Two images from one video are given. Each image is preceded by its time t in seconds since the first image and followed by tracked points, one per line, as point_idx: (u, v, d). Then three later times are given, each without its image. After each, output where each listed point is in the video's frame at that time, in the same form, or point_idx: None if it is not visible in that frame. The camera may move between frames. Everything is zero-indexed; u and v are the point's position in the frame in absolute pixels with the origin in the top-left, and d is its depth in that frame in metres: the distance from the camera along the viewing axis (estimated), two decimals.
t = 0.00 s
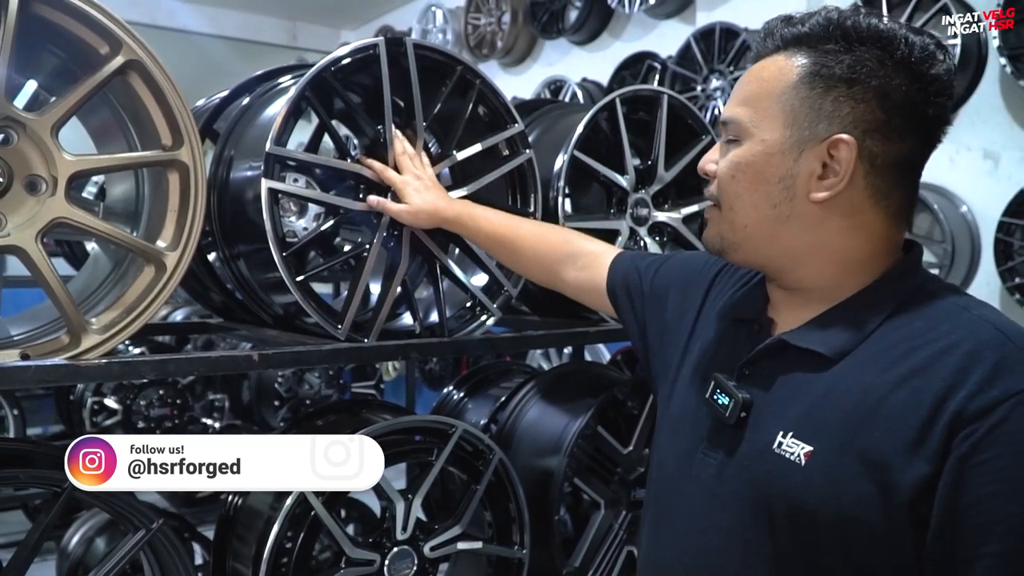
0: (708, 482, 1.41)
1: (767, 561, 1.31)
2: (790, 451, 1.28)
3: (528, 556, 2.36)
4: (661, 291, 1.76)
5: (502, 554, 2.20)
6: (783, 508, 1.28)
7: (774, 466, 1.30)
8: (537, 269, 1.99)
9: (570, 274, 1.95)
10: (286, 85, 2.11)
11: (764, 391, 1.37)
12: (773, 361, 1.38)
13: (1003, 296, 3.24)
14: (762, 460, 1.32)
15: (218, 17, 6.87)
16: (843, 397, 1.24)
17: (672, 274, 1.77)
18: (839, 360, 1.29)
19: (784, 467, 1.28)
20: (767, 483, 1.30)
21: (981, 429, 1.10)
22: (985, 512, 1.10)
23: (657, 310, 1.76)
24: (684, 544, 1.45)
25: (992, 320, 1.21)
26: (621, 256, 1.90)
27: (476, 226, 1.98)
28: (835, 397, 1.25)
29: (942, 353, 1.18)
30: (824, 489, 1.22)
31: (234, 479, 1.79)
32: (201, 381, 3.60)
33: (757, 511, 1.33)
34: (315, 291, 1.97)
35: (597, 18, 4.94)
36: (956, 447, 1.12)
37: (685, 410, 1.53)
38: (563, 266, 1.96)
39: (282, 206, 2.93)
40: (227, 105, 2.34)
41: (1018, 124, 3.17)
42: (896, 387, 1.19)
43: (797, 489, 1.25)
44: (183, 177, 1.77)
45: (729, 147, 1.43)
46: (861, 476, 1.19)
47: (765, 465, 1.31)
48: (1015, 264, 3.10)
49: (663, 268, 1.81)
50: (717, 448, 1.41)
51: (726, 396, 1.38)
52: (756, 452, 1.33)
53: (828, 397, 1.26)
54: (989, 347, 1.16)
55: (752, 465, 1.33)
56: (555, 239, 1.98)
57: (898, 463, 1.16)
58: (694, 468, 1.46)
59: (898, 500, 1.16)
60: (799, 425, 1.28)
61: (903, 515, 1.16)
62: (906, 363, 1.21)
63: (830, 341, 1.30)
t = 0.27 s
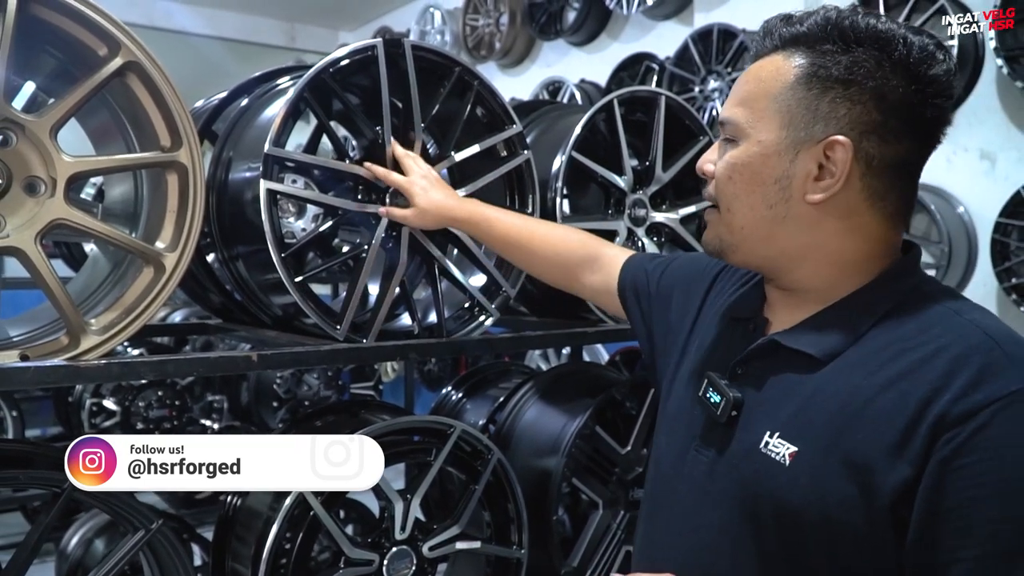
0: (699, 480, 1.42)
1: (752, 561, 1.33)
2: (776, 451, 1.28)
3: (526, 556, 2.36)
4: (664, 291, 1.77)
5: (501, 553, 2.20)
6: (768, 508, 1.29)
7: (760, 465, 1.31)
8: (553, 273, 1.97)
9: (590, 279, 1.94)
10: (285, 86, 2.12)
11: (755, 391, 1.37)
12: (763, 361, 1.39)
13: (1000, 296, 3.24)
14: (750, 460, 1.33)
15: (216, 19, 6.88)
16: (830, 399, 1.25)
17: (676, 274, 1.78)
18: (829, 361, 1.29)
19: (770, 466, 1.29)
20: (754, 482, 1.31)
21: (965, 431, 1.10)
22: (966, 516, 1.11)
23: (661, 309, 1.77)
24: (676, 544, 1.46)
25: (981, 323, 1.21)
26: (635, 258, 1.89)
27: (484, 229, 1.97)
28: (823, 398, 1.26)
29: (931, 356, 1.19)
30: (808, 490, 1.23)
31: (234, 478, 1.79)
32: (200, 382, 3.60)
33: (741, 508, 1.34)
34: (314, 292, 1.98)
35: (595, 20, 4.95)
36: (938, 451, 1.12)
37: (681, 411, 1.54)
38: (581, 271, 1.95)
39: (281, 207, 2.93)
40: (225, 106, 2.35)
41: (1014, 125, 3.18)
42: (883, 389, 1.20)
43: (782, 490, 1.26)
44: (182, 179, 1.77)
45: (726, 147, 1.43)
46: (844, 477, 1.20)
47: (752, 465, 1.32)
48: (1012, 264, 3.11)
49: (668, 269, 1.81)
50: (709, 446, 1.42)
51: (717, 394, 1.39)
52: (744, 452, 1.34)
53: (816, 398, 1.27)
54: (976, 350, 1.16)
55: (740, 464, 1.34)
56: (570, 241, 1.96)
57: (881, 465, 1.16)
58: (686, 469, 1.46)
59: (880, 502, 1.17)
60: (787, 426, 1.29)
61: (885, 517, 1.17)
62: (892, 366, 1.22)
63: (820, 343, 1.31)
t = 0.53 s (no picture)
0: (694, 483, 1.43)
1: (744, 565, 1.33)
2: (768, 453, 1.29)
3: (525, 556, 2.37)
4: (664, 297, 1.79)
5: (499, 553, 2.21)
6: (761, 509, 1.29)
7: (754, 468, 1.31)
8: (555, 301, 1.99)
9: (590, 301, 1.95)
10: (284, 87, 2.12)
11: (749, 394, 1.38)
12: (757, 363, 1.40)
13: (998, 297, 3.25)
14: (743, 462, 1.33)
15: (214, 19, 6.88)
16: (823, 401, 1.26)
17: (676, 282, 1.80)
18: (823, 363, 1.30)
19: (763, 469, 1.29)
20: (748, 485, 1.32)
21: (958, 435, 1.11)
22: (958, 518, 1.11)
23: (661, 317, 1.80)
24: (673, 545, 1.46)
25: (974, 326, 1.21)
26: (630, 275, 1.90)
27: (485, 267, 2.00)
28: (816, 400, 1.27)
29: (923, 358, 1.19)
30: (801, 492, 1.24)
31: (234, 478, 1.80)
32: (199, 383, 3.61)
33: (734, 510, 1.35)
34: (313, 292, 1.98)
35: (593, 20, 4.96)
36: (929, 454, 1.13)
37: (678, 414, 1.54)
38: (581, 294, 1.97)
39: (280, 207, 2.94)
40: (225, 107, 2.35)
41: (1012, 125, 3.19)
42: (877, 391, 1.21)
43: (774, 492, 1.27)
44: (182, 179, 1.77)
45: (725, 149, 1.44)
46: (835, 479, 1.21)
47: (746, 468, 1.33)
48: (1010, 265, 3.12)
49: (669, 277, 1.83)
50: (703, 449, 1.43)
51: (713, 397, 1.40)
52: (736, 454, 1.35)
53: (809, 400, 1.28)
54: (968, 352, 1.17)
55: (734, 467, 1.35)
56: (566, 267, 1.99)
57: (872, 467, 1.17)
58: (682, 470, 1.47)
59: (871, 505, 1.17)
60: (780, 428, 1.30)
61: (876, 520, 1.18)
62: (884, 369, 1.22)
63: (814, 345, 1.32)
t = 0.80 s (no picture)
0: (695, 482, 1.43)
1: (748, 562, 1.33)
2: (773, 450, 1.29)
3: (525, 555, 2.37)
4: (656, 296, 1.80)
5: (498, 553, 2.21)
6: (765, 506, 1.29)
7: (758, 465, 1.31)
8: (544, 298, 1.97)
9: (580, 299, 1.95)
10: (284, 86, 2.12)
11: (750, 391, 1.38)
12: (759, 361, 1.40)
13: (997, 297, 3.26)
14: (746, 460, 1.33)
15: (212, 18, 6.87)
16: (826, 398, 1.26)
17: (668, 280, 1.81)
18: (824, 359, 1.31)
19: (767, 466, 1.29)
20: (751, 482, 1.32)
21: (962, 431, 1.11)
22: (963, 514, 1.12)
23: (654, 316, 1.80)
24: (673, 543, 1.47)
25: (976, 323, 1.23)
26: (621, 275, 1.91)
27: (471, 261, 1.95)
28: (819, 397, 1.27)
29: (926, 354, 1.20)
30: (807, 489, 1.24)
31: (234, 478, 1.80)
32: (198, 382, 3.61)
33: (737, 507, 1.35)
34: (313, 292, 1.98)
35: (592, 20, 4.96)
36: (936, 449, 1.13)
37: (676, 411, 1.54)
38: (571, 292, 1.95)
39: (279, 207, 2.94)
40: (225, 106, 2.35)
41: (1011, 125, 3.20)
42: (879, 387, 1.21)
43: (779, 489, 1.27)
44: (182, 179, 1.78)
45: (722, 148, 1.44)
46: (841, 476, 1.21)
47: (751, 466, 1.32)
48: (1009, 264, 3.12)
49: (662, 276, 1.84)
50: (703, 447, 1.43)
51: (714, 395, 1.40)
52: (739, 452, 1.35)
53: (811, 397, 1.28)
54: (970, 349, 1.17)
55: (736, 464, 1.35)
56: (555, 264, 1.96)
57: (878, 464, 1.17)
58: (682, 468, 1.47)
59: (877, 501, 1.18)
60: (783, 425, 1.30)
61: (882, 516, 1.18)
62: (887, 365, 1.23)
63: (816, 342, 1.32)
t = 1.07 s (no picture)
0: (693, 480, 1.43)
1: (746, 560, 1.33)
2: (770, 446, 1.29)
3: (523, 555, 2.37)
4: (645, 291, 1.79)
5: (497, 552, 2.21)
6: (762, 503, 1.29)
7: (755, 462, 1.31)
8: (532, 297, 1.93)
9: (569, 296, 1.93)
10: (284, 85, 2.12)
11: (748, 389, 1.39)
12: (756, 358, 1.40)
13: (996, 298, 3.26)
14: (743, 455, 1.33)
15: (212, 17, 6.87)
16: (823, 394, 1.26)
17: (657, 276, 1.81)
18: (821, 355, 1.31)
19: (764, 462, 1.29)
20: (749, 479, 1.31)
21: (958, 428, 1.12)
22: (960, 510, 1.12)
23: (646, 313, 1.80)
24: (670, 541, 1.46)
25: (971, 320, 1.24)
26: (608, 271, 1.88)
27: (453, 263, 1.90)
28: (816, 394, 1.27)
29: (921, 352, 1.20)
30: (805, 485, 1.23)
31: (234, 478, 1.80)
32: (196, 381, 3.61)
33: (735, 504, 1.35)
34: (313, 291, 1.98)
35: (592, 19, 4.96)
36: (931, 445, 1.13)
37: (671, 407, 1.54)
38: (559, 291, 1.93)
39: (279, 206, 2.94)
40: (225, 105, 2.35)
41: (1011, 125, 3.20)
42: (876, 384, 1.21)
43: (776, 485, 1.27)
44: (182, 178, 1.77)
45: (723, 149, 1.43)
46: (838, 472, 1.21)
47: (747, 461, 1.32)
48: (1008, 265, 3.12)
49: (651, 271, 1.83)
50: (701, 445, 1.43)
51: (711, 393, 1.40)
52: (736, 448, 1.35)
53: (809, 394, 1.28)
54: (966, 346, 1.18)
55: (734, 461, 1.35)
56: (538, 264, 1.91)
57: (875, 459, 1.17)
58: (679, 465, 1.47)
59: (874, 497, 1.18)
60: (780, 421, 1.29)
61: (879, 512, 1.18)
62: (885, 362, 1.23)
63: (815, 338, 1.32)
